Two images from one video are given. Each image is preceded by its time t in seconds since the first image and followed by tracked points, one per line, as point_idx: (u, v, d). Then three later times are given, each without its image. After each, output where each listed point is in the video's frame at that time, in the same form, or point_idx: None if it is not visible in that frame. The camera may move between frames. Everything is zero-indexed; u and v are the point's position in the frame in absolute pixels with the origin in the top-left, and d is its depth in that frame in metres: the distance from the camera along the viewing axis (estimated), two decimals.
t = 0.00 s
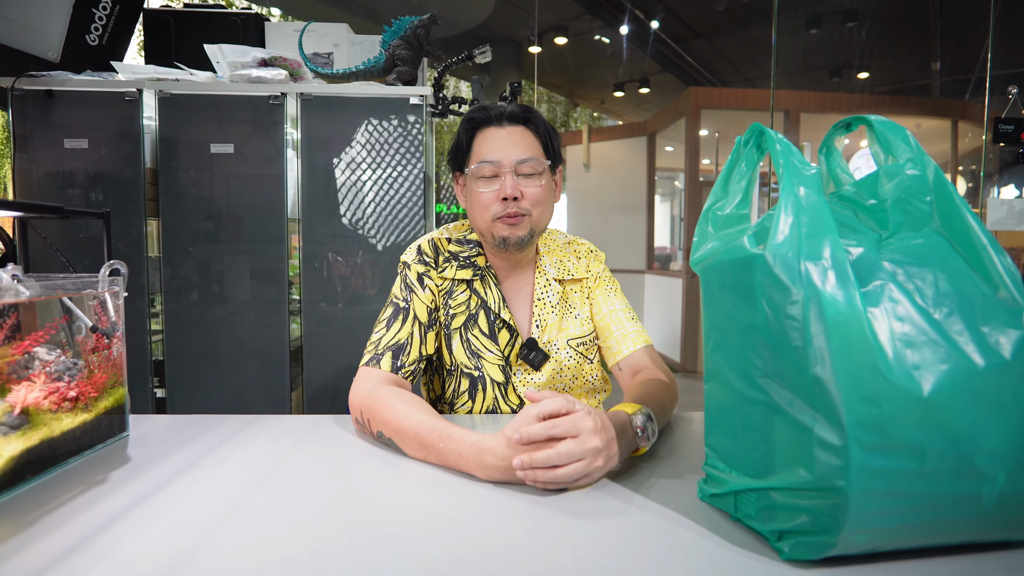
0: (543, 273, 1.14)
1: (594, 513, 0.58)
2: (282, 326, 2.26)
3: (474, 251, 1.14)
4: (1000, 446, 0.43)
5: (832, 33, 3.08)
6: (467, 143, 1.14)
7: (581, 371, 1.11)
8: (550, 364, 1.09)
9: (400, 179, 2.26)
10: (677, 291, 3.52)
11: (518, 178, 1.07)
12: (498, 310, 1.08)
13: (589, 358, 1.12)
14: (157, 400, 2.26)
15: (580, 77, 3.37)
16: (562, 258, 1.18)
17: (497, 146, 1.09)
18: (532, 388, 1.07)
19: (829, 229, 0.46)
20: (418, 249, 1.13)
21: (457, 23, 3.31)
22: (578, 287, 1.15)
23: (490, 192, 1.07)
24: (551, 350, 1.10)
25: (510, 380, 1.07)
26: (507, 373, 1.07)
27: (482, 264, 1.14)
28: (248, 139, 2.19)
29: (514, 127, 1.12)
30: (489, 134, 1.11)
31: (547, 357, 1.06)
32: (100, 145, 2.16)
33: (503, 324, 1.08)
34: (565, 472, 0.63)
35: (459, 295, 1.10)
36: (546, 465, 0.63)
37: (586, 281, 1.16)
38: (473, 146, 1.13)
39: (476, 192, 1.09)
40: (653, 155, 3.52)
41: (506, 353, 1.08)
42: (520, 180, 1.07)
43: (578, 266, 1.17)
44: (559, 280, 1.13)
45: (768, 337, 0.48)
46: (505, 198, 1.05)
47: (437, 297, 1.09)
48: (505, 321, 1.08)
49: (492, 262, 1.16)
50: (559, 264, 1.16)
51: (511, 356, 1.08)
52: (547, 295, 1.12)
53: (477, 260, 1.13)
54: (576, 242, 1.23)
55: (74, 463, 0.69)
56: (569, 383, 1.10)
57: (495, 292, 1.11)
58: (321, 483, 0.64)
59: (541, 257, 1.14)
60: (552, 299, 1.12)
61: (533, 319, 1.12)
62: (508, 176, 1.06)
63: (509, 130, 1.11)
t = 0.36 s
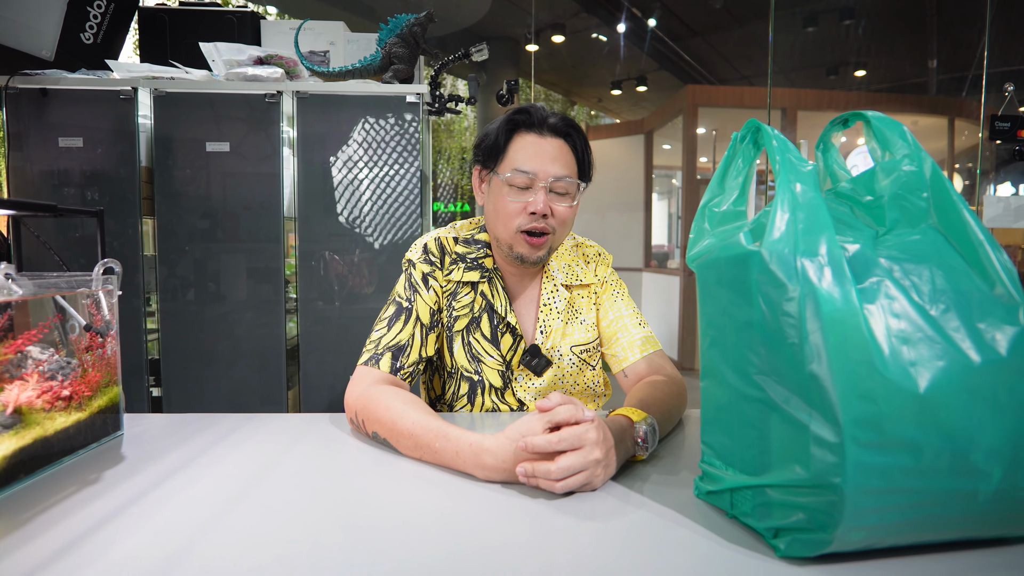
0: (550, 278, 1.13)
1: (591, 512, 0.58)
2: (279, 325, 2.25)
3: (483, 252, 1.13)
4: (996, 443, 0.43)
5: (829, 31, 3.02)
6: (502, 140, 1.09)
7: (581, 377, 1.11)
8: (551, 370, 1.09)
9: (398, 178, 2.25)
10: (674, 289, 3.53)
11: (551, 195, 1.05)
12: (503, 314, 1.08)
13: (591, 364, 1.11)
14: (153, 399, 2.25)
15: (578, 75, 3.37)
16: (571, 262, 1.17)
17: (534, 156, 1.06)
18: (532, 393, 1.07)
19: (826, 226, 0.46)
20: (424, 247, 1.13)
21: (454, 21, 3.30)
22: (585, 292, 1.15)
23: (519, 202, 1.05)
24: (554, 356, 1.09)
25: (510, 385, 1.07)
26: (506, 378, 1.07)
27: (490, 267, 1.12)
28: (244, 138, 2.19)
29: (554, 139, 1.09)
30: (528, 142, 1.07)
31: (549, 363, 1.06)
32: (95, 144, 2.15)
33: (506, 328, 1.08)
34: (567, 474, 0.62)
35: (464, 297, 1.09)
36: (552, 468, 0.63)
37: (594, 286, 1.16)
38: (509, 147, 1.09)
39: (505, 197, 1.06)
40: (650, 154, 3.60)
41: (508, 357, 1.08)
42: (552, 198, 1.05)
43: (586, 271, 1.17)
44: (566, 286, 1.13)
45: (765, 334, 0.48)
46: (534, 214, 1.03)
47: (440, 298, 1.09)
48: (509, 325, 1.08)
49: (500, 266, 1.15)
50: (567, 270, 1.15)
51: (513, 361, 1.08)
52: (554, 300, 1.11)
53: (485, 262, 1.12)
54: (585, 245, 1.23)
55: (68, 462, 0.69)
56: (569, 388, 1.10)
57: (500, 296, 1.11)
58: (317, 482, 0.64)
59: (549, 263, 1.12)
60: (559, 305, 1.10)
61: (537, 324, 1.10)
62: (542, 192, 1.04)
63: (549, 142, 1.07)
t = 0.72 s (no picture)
0: (550, 277, 1.13)
1: (590, 513, 0.58)
2: (277, 325, 2.25)
3: (480, 251, 1.12)
4: (995, 444, 0.42)
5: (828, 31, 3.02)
6: (520, 143, 1.06)
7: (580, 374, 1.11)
8: (549, 368, 1.09)
9: (397, 177, 2.25)
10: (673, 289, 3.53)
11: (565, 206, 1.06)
12: (501, 311, 1.08)
13: (589, 360, 1.11)
14: (151, 399, 2.25)
15: (577, 75, 3.36)
16: (570, 260, 1.17)
17: (553, 165, 1.06)
18: (530, 392, 1.07)
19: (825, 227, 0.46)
20: (420, 246, 1.12)
21: (453, 21, 3.29)
22: (584, 289, 1.15)
23: (535, 211, 1.05)
24: (551, 354, 1.09)
25: (506, 384, 1.07)
26: (501, 377, 1.07)
27: (489, 266, 1.12)
28: (244, 137, 2.18)
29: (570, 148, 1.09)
30: (548, 149, 1.07)
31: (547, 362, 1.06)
32: (94, 143, 2.14)
33: (503, 327, 1.08)
34: (634, 442, 0.63)
35: (461, 295, 1.09)
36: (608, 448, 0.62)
37: (593, 282, 1.16)
38: (529, 151, 1.07)
39: (521, 204, 1.06)
40: (651, 154, 3.61)
41: (504, 356, 1.08)
42: (567, 209, 1.07)
43: (586, 268, 1.17)
44: (566, 285, 1.13)
45: (764, 335, 0.48)
46: (549, 224, 1.04)
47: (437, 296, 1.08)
48: (506, 323, 1.08)
49: (498, 263, 1.16)
50: (566, 268, 1.15)
51: (509, 360, 1.08)
52: (553, 299, 1.11)
53: (483, 261, 1.12)
54: (582, 242, 1.23)
55: (65, 463, 0.69)
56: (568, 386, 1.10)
57: (498, 295, 1.11)
58: (315, 483, 0.64)
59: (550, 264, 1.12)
60: (558, 304, 1.11)
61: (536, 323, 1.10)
62: (559, 202, 1.05)
63: (566, 151, 1.07)
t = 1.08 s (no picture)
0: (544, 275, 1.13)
1: (588, 512, 0.58)
2: (275, 326, 2.25)
3: (476, 248, 1.13)
4: (992, 442, 0.42)
5: (825, 30, 3.10)
6: (495, 141, 1.09)
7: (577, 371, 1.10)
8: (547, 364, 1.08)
9: (394, 178, 2.24)
10: (671, 289, 3.53)
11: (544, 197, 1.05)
12: (499, 307, 1.09)
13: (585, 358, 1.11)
14: (148, 401, 2.24)
15: (574, 76, 3.30)
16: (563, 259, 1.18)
17: (529, 158, 1.05)
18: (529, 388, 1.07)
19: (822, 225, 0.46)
20: (416, 244, 1.11)
21: (451, 22, 3.16)
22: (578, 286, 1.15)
23: (512, 205, 1.04)
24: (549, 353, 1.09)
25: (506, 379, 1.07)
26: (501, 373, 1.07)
27: (485, 263, 1.12)
28: (240, 138, 2.18)
29: (550, 142, 1.08)
30: (524, 144, 1.06)
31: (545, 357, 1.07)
32: (90, 144, 2.14)
33: (500, 322, 1.08)
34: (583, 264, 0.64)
35: (459, 291, 1.09)
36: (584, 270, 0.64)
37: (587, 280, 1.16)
38: (504, 148, 1.08)
39: (499, 198, 1.06)
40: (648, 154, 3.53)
41: (503, 352, 1.08)
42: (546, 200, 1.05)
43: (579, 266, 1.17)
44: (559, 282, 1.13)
45: (759, 333, 0.48)
46: (527, 216, 1.03)
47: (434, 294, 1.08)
48: (504, 318, 1.09)
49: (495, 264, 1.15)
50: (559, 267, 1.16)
51: (507, 356, 1.08)
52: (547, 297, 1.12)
53: (480, 257, 1.12)
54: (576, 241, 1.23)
55: (59, 466, 0.68)
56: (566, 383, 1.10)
57: (495, 291, 1.11)
58: (311, 483, 0.64)
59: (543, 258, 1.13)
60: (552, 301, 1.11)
61: (531, 320, 1.12)
62: (535, 195, 1.04)
63: (543, 145, 1.07)
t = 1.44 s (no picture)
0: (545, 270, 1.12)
1: (589, 512, 0.57)
2: (274, 323, 2.24)
3: (477, 245, 1.12)
4: (995, 442, 0.42)
5: (828, 27, 3.10)
6: (489, 137, 1.09)
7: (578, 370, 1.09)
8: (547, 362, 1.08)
9: (394, 175, 2.24)
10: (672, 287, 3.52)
11: (537, 191, 1.04)
12: (500, 305, 1.08)
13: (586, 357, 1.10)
14: (147, 398, 2.24)
15: (576, 72, 3.30)
16: (566, 255, 1.17)
17: (521, 153, 1.05)
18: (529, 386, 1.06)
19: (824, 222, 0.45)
20: (417, 241, 1.11)
21: (452, 17, 3.12)
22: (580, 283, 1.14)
23: (505, 199, 1.04)
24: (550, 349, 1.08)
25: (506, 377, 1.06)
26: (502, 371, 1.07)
27: (486, 259, 1.11)
28: (240, 135, 2.17)
29: (544, 136, 1.08)
30: (517, 138, 1.06)
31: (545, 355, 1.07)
32: (89, 141, 2.13)
33: (501, 320, 1.08)
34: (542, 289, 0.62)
35: (459, 289, 1.09)
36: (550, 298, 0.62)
37: (590, 276, 1.15)
38: (497, 143, 1.08)
39: (491, 192, 1.05)
40: (649, 151, 3.52)
41: (503, 350, 1.08)
42: (538, 194, 1.04)
43: (581, 263, 1.17)
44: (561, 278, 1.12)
45: (760, 331, 0.47)
46: (519, 212, 1.02)
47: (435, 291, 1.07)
48: (505, 316, 1.08)
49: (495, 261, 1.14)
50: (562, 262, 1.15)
51: (508, 354, 1.08)
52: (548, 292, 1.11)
53: (481, 254, 1.11)
54: (578, 238, 1.23)
55: (56, 463, 0.68)
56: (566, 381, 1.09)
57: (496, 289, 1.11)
58: (310, 481, 0.63)
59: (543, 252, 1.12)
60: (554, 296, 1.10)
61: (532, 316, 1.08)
62: (528, 189, 1.03)
63: (537, 139, 1.06)
